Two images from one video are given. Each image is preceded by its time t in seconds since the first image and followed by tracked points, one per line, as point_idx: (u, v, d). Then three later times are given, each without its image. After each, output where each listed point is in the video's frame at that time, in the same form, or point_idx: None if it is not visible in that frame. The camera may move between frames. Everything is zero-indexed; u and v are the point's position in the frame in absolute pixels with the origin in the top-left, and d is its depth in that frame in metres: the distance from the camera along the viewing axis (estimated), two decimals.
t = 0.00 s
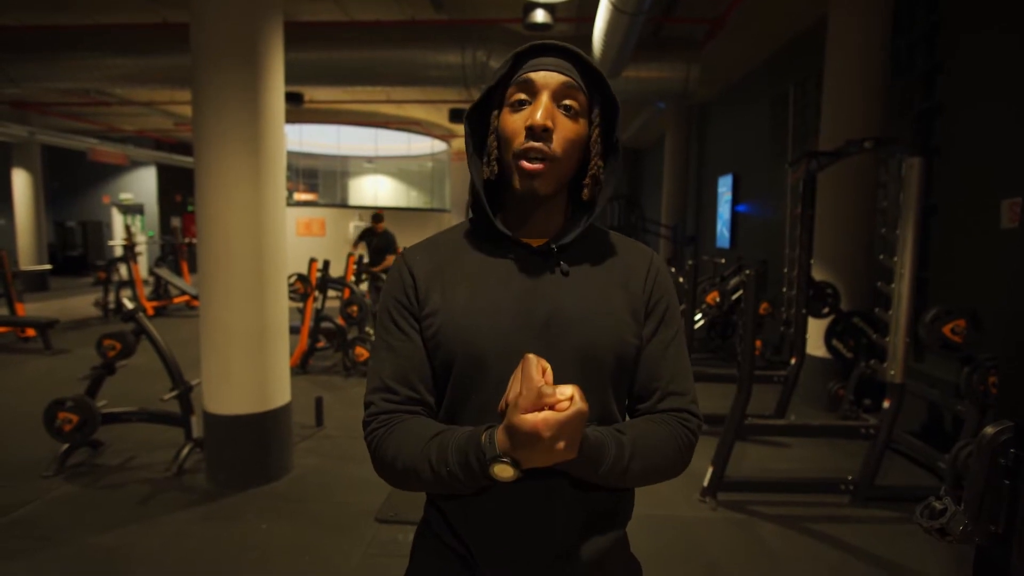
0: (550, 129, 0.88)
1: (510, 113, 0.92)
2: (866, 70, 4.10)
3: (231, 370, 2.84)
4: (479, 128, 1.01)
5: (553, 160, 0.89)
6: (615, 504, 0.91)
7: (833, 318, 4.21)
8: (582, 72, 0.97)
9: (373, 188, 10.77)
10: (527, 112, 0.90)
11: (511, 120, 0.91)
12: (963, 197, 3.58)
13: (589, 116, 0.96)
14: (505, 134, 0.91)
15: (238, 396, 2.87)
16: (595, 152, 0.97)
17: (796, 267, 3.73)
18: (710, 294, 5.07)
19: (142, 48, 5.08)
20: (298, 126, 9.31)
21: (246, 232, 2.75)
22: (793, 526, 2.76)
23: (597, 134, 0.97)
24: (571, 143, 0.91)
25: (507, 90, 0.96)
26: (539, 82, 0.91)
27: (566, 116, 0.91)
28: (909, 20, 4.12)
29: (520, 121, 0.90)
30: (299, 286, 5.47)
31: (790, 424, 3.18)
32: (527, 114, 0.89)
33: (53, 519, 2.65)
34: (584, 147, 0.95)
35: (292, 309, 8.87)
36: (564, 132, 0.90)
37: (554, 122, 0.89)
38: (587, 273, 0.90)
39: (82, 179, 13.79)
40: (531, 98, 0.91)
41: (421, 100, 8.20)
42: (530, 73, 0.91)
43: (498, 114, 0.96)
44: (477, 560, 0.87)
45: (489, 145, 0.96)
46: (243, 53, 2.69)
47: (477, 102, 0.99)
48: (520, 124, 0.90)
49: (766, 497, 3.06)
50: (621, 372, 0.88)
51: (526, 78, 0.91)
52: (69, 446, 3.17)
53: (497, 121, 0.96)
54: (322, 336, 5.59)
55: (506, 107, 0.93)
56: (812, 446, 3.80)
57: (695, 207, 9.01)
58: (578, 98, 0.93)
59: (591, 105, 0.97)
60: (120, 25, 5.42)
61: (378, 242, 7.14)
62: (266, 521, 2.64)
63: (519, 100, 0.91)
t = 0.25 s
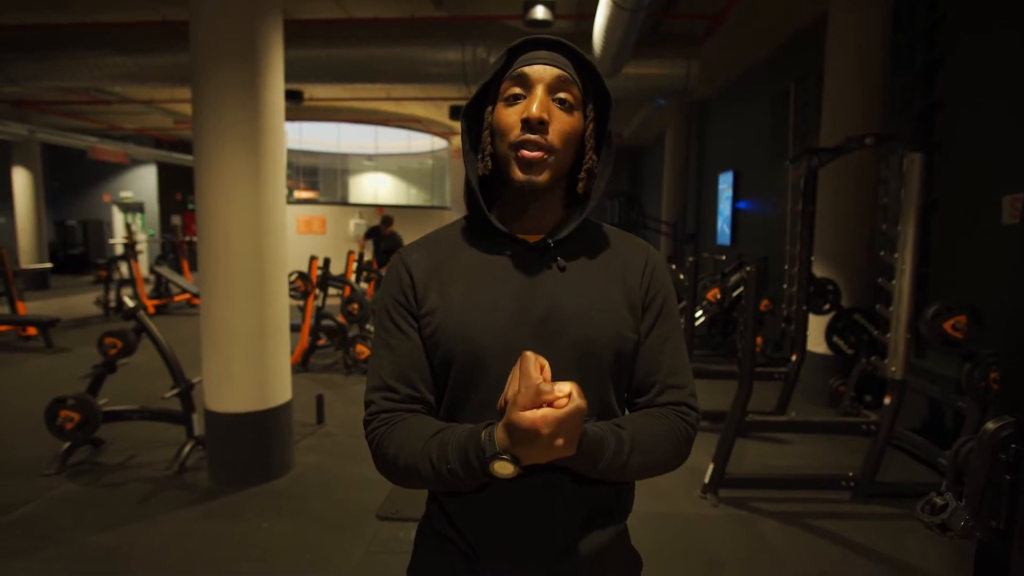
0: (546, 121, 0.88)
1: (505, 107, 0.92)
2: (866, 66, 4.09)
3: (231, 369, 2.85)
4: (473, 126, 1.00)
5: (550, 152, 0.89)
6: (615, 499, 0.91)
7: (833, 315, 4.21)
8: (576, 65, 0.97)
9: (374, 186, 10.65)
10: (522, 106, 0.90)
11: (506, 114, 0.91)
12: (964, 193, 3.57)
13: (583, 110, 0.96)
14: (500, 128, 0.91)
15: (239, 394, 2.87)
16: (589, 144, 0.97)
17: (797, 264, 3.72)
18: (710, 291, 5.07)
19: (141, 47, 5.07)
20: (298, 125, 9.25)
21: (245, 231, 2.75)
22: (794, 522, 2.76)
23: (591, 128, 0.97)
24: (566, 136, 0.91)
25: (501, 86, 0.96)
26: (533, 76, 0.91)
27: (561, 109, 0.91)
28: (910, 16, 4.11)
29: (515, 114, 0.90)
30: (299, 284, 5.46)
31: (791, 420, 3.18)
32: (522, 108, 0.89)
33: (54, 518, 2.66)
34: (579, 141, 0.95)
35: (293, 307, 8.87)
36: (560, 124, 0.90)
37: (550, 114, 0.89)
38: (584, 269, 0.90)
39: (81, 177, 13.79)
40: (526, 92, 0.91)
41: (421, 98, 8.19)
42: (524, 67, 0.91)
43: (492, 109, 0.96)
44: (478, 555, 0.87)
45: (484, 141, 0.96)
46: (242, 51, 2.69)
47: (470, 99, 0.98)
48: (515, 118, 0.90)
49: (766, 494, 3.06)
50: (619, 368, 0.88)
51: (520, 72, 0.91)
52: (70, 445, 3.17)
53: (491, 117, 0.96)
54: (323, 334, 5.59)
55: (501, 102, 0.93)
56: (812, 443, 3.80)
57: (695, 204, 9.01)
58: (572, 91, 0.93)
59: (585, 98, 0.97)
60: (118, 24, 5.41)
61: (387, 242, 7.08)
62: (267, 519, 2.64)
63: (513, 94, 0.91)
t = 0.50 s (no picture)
0: (541, 123, 0.88)
1: (500, 109, 0.92)
2: (863, 67, 4.10)
3: (228, 369, 2.84)
4: (468, 128, 1.00)
5: (545, 154, 0.89)
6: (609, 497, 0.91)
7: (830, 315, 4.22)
8: (570, 65, 0.97)
9: (371, 186, 10.68)
10: (517, 108, 0.90)
11: (501, 115, 0.91)
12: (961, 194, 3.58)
13: (578, 111, 0.96)
14: (495, 129, 0.91)
15: (236, 394, 2.87)
16: (585, 145, 0.97)
17: (794, 264, 3.73)
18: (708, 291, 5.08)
19: (138, 46, 5.06)
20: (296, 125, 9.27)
21: (242, 230, 2.75)
22: (791, 522, 2.76)
23: (587, 129, 0.97)
24: (561, 138, 0.91)
25: (496, 87, 0.96)
26: (528, 77, 0.91)
27: (556, 111, 0.91)
28: (908, 17, 4.12)
29: (510, 116, 0.90)
30: (297, 283, 5.58)
31: (788, 421, 3.19)
32: (517, 109, 0.89)
33: (50, 517, 2.65)
34: (574, 142, 0.95)
35: (290, 307, 8.86)
36: (555, 126, 0.90)
37: (544, 116, 0.89)
38: (579, 270, 0.90)
39: (77, 177, 13.74)
40: (521, 93, 0.91)
41: (419, 98, 8.19)
42: (519, 68, 0.91)
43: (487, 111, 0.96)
44: (472, 552, 0.87)
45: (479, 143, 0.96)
46: (239, 50, 2.68)
47: (466, 100, 0.98)
48: (510, 120, 0.90)
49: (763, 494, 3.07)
50: (614, 368, 0.89)
51: (514, 73, 0.91)
52: (66, 444, 3.16)
53: (487, 119, 0.96)
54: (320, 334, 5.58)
55: (496, 103, 0.93)
56: (809, 443, 3.81)
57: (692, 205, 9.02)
58: (567, 91, 0.93)
59: (580, 99, 0.98)
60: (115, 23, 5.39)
61: (387, 242, 7.04)
62: (264, 519, 2.64)
63: (508, 96, 0.91)
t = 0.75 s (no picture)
0: (543, 123, 0.88)
1: (503, 109, 0.92)
2: (861, 69, 4.12)
3: (227, 370, 2.84)
4: (469, 131, 1.01)
5: (546, 155, 0.90)
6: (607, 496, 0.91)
7: (828, 317, 4.23)
8: (572, 68, 0.98)
9: (369, 188, 10.79)
10: (519, 109, 0.90)
11: (504, 116, 0.91)
12: (959, 196, 3.59)
13: (580, 113, 0.97)
14: (497, 130, 0.91)
15: (234, 395, 2.87)
16: (586, 148, 0.98)
17: (792, 266, 3.74)
18: (706, 293, 5.08)
19: (137, 48, 5.06)
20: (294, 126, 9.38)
21: (241, 231, 2.75)
22: (790, 524, 2.76)
23: (587, 132, 0.98)
24: (563, 138, 0.91)
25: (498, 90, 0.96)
26: (531, 78, 0.91)
27: (558, 112, 0.92)
28: (906, 19, 4.13)
29: (513, 116, 0.90)
30: (295, 285, 5.47)
31: (786, 422, 3.19)
32: (519, 110, 0.90)
33: (49, 519, 2.65)
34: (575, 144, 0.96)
35: (289, 309, 8.85)
36: (557, 127, 0.90)
37: (547, 117, 0.90)
38: (578, 272, 0.90)
39: (77, 179, 13.74)
40: (523, 95, 0.91)
41: (417, 100, 8.20)
42: (521, 71, 0.92)
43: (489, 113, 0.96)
44: (471, 552, 0.87)
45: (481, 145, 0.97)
46: (239, 52, 2.69)
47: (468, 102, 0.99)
48: (512, 120, 0.90)
49: (762, 495, 3.07)
50: (612, 369, 0.89)
51: (517, 74, 0.92)
52: (64, 446, 3.16)
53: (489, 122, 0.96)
54: (319, 336, 5.58)
55: (499, 104, 0.94)
56: (808, 444, 3.81)
57: (691, 206, 9.03)
58: (569, 94, 0.93)
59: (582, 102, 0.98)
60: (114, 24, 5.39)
61: (392, 244, 6.98)
62: (263, 520, 2.64)
63: (510, 97, 0.92)
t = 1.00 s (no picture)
0: (546, 114, 0.88)
1: (503, 106, 0.92)
2: (861, 69, 4.12)
3: (226, 370, 2.84)
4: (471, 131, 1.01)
5: (551, 148, 0.90)
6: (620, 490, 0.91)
7: (828, 318, 4.23)
8: (571, 65, 0.98)
9: (369, 189, 10.77)
10: (520, 103, 0.90)
11: (505, 112, 0.91)
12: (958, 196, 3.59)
13: (581, 108, 0.97)
14: (499, 126, 0.91)
15: (234, 395, 2.87)
16: (588, 144, 0.98)
17: (792, 267, 3.74)
18: (706, 294, 5.08)
19: (136, 49, 5.06)
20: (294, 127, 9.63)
21: (242, 231, 2.75)
22: (790, 525, 2.76)
23: (588, 129, 0.98)
24: (567, 131, 0.91)
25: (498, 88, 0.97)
26: (530, 74, 0.92)
27: (560, 106, 0.92)
28: (905, 20, 4.13)
29: (514, 111, 0.90)
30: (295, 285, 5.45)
31: (787, 423, 3.19)
32: (521, 105, 0.90)
33: (49, 520, 2.64)
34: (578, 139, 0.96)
35: (288, 310, 8.85)
36: (560, 119, 0.90)
37: (549, 109, 0.90)
38: (584, 269, 0.90)
39: (76, 180, 13.75)
40: (524, 90, 0.92)
41: (417, 101, 8.20)
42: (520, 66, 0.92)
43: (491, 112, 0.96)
44: (486, 549, 0.88)
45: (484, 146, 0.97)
46: (239, 52, 2.69)
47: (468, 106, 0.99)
48: (514, 115, 0.90)
49: (762, 496, 3.07)
50: (621, 365, 0.89)
51: (517, 71, 0.92)
52: (64, 447, 3.16)
53: (490, 121, 0.96)
54: (319, 337, 5.58)
55: (500, 102, 0.94)
56: (808, 445, 3.81)
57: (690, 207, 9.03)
58: (570, 88, 0.93)
59: (581, 97, 0.98)
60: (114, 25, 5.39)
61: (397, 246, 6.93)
62: (264, 521, 2.64)
63: (511, 93, 0.92)
